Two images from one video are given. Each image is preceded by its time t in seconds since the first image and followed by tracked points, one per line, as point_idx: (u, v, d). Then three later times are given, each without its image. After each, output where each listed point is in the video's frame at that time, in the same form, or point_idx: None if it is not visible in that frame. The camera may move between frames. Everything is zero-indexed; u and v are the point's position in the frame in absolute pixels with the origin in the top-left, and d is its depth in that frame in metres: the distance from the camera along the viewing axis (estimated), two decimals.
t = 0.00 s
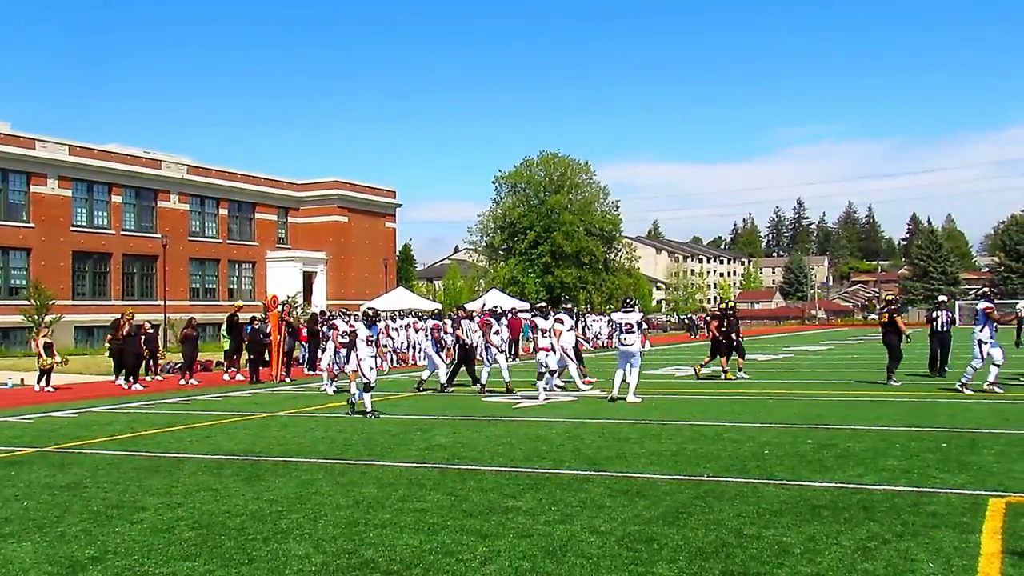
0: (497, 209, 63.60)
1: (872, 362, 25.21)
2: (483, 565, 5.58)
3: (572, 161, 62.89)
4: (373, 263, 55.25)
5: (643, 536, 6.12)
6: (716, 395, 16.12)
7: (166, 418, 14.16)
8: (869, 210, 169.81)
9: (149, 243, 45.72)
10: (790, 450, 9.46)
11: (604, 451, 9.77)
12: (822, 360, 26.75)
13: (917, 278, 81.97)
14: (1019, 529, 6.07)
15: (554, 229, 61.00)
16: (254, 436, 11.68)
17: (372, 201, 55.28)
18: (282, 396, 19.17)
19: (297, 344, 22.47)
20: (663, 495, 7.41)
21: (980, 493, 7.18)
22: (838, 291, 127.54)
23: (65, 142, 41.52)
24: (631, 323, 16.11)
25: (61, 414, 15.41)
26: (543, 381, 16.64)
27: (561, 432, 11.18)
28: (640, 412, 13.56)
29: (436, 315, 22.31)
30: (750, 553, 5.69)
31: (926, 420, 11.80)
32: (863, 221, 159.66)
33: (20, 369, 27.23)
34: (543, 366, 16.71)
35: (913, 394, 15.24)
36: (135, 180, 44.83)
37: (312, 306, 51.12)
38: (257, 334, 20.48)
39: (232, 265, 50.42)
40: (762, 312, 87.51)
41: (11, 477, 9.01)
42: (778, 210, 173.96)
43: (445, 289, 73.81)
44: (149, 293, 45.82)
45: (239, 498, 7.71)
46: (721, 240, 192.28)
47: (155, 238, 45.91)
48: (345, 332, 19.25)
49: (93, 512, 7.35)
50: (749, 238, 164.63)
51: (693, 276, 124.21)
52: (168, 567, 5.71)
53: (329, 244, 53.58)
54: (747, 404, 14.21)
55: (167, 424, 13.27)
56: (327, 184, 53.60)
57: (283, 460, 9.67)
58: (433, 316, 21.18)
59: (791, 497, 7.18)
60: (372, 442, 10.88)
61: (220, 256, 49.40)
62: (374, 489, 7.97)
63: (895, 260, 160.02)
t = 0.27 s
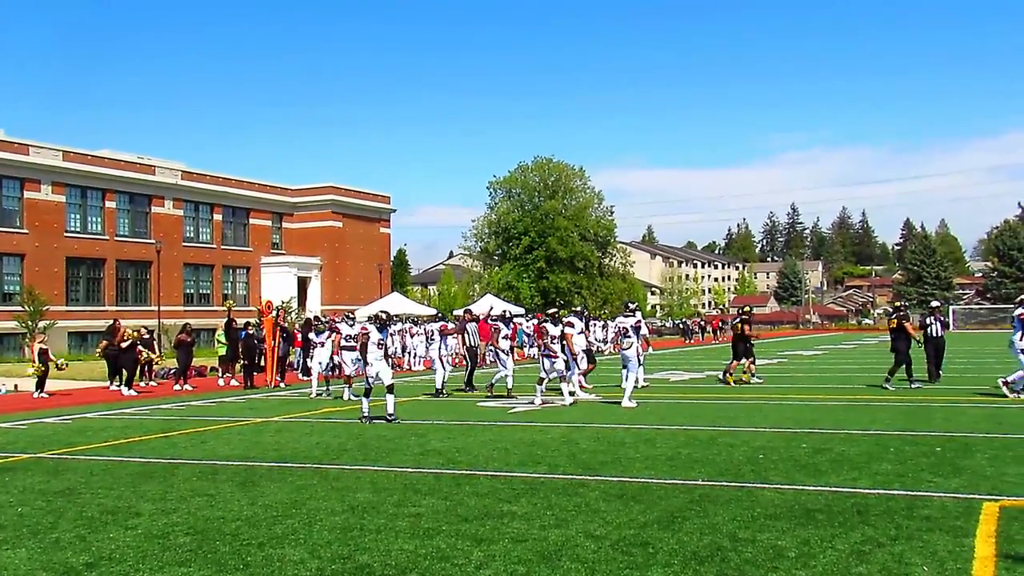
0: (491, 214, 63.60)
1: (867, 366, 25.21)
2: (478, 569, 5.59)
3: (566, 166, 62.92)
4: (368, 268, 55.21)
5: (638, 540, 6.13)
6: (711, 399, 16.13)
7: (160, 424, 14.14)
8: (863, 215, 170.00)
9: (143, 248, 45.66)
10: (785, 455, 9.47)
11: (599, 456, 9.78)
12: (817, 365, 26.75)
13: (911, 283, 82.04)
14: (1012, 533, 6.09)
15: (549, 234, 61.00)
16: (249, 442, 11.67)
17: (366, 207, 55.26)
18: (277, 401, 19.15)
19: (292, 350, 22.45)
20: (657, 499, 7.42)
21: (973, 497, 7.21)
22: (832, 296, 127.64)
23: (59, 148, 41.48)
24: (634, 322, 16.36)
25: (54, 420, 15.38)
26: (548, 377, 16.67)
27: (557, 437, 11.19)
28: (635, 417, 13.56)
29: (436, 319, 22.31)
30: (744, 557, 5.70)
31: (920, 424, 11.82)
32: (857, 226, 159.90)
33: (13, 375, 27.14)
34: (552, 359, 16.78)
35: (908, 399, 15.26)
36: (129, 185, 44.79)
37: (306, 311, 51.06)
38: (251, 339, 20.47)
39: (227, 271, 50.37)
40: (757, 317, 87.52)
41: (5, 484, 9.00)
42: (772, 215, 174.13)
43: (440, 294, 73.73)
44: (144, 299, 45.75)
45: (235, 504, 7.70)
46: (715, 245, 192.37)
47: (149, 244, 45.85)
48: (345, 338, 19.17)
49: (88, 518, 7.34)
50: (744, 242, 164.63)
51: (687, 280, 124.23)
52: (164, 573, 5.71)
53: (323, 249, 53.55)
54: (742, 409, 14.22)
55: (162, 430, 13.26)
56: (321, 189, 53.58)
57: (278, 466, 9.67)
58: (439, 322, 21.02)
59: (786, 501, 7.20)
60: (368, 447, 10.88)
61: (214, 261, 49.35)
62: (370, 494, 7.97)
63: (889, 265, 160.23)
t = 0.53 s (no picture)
0: (486, 212, 63.59)
1: (861, 363, 25.26)
2: (473, 565, 5.59)
3: (561, 163, 62.92)
4: (362, 265, 55.17)
5: (633, 537, 6.14)
6: (705, 395, 16.16)
7: (155, 422, 14.13)
8: (857, 212, 170.23)
9: (137, 246, 45.58)
10: (779, 451, 9.49)
11: (593, 452, 9.79)
12: (811, 361, 26.82)
13: (905, 280, 82.17)
14: (1006, 529, 6.11)
15: (543, 231, 61.00)
16: (243, 439, 11.66)
17: (360, 204, 55.21)
18: (272, 398, 19.15)
19: (287, 347, 22.43)
20: (651, 495, 7.43)
21: (966, 494, 7.23)
22: (826, 294, 127.84)
23: (53, 145, 41.39)
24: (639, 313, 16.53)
25: (49, 417, 15.35)
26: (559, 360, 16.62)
27: (551, 433, 11.21)
28: (631, 413, 13.57)
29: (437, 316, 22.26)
30: (738, 553, 5.72)
31: (914, 421, 11.84)
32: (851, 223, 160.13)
33: (7, 372, 27.08)
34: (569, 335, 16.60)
35: (902, 395, 15.30)
36: (123, 183, 44.70)
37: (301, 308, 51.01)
38: (245, 335, 20.43)
39: (221, 268, 50.31)
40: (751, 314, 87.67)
41: None
42: (767, 213, 174.34)
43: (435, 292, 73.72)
44: (138, 296, 45.67)
45: (229, 501, 7.69)
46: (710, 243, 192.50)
47: (143, 241, 45.77)
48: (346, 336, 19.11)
49: (82, 515, 7.34)
50: (738, 240, 164.78)
51: (682, 277, 124.36)
52: (158, 570, 5.71)
53: (318, 246, 53.50)
54: (737, 406, 14.25)
55: (157, 427, 13.26)
56: (316, 186, 53.52)
57: (272, 463, 9.66)
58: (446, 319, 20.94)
59: (780, 498, 7.21)
60: (363, 444, 10.88)
61: (209, 258, 49.29)
62: (364, 490, 7.98)
63: (883, 262, 160.48)
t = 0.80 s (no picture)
0: (480, 213, 63.60)
1: (855, 365, 25.28)
2: (467, 568, 5.59)
3: (555, 164, 62.96)
4: (356, 266, 55.11)
5: (627, 539, 6.14)
6: (700, 397, 16.15)
7: (148, 423, 14.09)
8: (851, 214, 170.55)
9: (131, 246, 45.48)
10: (773, 453, 9.50)
11: (588, 454, 9.78)
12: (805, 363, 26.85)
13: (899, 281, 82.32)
14: (998, 530, 6.13)
15: (538, 232, 61.00)
16: (237, 441, 11.63)
17: (354, 205, 55.15)
18: (266, 400, 19.11)
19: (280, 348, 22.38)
20: (646, 497, 7.43)
21: (959, 495, 7.24)
22: (820, 295, 128.05)
23: (45, 146, 41.30)
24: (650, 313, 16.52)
25: (42, 418, 15.29)
26: (570, 356, 16.24)
27: (546, 435, 11.20)
28: (626, 415, 13.56)
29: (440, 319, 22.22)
30: (731, 555, 5.72)
31: (908, 423, 11.85)
32: (845, 224, 160.42)
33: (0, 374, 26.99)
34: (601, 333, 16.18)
35: (896, 397, 15.32)
36: (116, 183, 44.60)
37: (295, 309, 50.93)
38: (238, 336, 20.38)
39: (215, 269, 50.23)
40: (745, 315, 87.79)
41: None
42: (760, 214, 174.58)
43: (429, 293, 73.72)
44: (131, 297, 45.58)
45: (223, 503, 7.68)
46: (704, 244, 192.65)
47: (136, 242, 45.67)
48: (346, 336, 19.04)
49: (75, 517, 7.31)
50: (732, 241, 165.03)
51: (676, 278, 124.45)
52: (151, 572, 5.70)
53: (312, 247, 53.44)
54: (732, 408, 14.25)
55: (151, 429, 13.24)
56: (309, 187, 53.46)
57: (267, 465, 9.65)
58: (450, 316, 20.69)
59: (774, 500, 7.22)
60: (357, 446, 10.87)
61: (202, 259, 49.20)
62: (358, 492, 7.97)
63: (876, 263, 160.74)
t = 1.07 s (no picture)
0: (473, 214, 63.59)
1: (847, 366, 25.34)
2: (460, 569, 5.60)
3: (548, 165, 63.01)
4: (349, 267, 55.06)
5: (620, 540, 6.15)
6: (693, 398, 16.17)
7: (140, 424, 14.05)
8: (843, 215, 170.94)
9: (123, 247, 45.36)
10: (765, 454, 9.52)
11: (581, 455, 9.79)
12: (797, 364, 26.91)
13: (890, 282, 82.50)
14: (991, 531, 6.15)
15: (531, 233, 61.02)
16: (230, 442, 11.61)
17: (347, 205, 55.10)
18: (258, 401, 19.08)
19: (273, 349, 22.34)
20: (638, 498, 7.44)
21: (951, 496, 7.27)
22: (812, 296, 128.31)
23: (37, 146, 41.18)
24: (654, 315, 16.58)
25: (33, 420, 15.22)
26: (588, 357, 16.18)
27: (538, 436, 11.22)
28: (619, 416, 13.56)
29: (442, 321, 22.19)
30: (724, 556, 5.73)
31: (899, 424, 11.89)
32: (837, 226, 160.73)
33: None
34: (611, 334, 15.98)
35: (889, 398, 15.37)
36: (108, 183, 44.49)
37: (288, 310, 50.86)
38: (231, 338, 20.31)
39: (207, 269, 50.14)
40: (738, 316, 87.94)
41: None
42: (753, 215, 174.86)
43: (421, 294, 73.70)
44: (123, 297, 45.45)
45: (215, 504, 7.67)
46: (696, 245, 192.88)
47: (129, 242, 45.56)
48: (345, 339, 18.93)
49: (67, 519, 7.30)
50: (724, 242, 165.27)
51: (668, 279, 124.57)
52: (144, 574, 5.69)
53: (305, 248, 53.38)
54: (724, 408, 14.28)
55: (143, 430, 13.21)
56: (302, 187, 53.40)
57: (260, 466, 9.63)
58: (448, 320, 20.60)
59: (766, 500, 7.24)
60: (350, 447, 10.86)
61: (195, 260, 49.10)
62: (351, 493, 7.97)
63: (868, 265, 161.04)
